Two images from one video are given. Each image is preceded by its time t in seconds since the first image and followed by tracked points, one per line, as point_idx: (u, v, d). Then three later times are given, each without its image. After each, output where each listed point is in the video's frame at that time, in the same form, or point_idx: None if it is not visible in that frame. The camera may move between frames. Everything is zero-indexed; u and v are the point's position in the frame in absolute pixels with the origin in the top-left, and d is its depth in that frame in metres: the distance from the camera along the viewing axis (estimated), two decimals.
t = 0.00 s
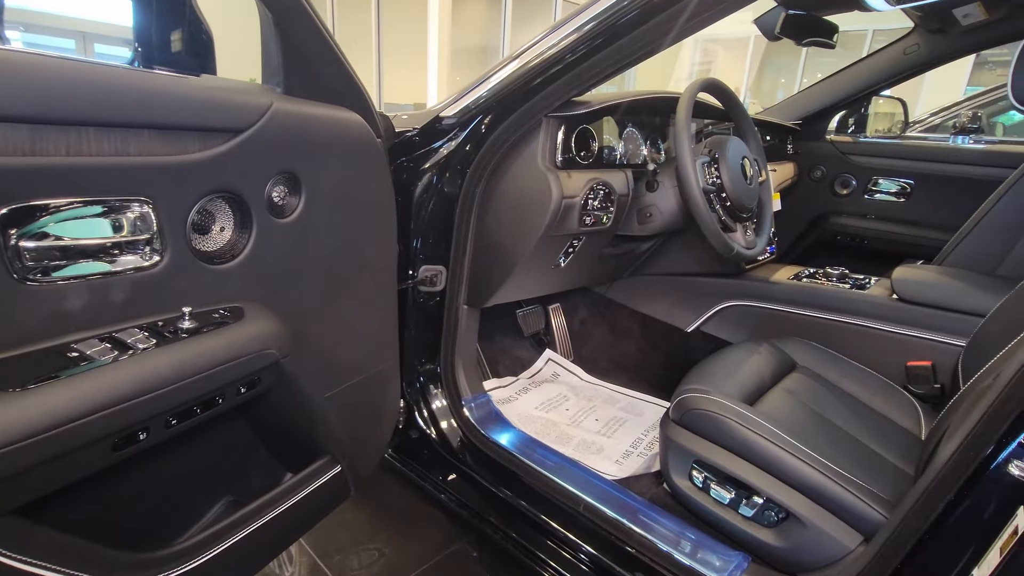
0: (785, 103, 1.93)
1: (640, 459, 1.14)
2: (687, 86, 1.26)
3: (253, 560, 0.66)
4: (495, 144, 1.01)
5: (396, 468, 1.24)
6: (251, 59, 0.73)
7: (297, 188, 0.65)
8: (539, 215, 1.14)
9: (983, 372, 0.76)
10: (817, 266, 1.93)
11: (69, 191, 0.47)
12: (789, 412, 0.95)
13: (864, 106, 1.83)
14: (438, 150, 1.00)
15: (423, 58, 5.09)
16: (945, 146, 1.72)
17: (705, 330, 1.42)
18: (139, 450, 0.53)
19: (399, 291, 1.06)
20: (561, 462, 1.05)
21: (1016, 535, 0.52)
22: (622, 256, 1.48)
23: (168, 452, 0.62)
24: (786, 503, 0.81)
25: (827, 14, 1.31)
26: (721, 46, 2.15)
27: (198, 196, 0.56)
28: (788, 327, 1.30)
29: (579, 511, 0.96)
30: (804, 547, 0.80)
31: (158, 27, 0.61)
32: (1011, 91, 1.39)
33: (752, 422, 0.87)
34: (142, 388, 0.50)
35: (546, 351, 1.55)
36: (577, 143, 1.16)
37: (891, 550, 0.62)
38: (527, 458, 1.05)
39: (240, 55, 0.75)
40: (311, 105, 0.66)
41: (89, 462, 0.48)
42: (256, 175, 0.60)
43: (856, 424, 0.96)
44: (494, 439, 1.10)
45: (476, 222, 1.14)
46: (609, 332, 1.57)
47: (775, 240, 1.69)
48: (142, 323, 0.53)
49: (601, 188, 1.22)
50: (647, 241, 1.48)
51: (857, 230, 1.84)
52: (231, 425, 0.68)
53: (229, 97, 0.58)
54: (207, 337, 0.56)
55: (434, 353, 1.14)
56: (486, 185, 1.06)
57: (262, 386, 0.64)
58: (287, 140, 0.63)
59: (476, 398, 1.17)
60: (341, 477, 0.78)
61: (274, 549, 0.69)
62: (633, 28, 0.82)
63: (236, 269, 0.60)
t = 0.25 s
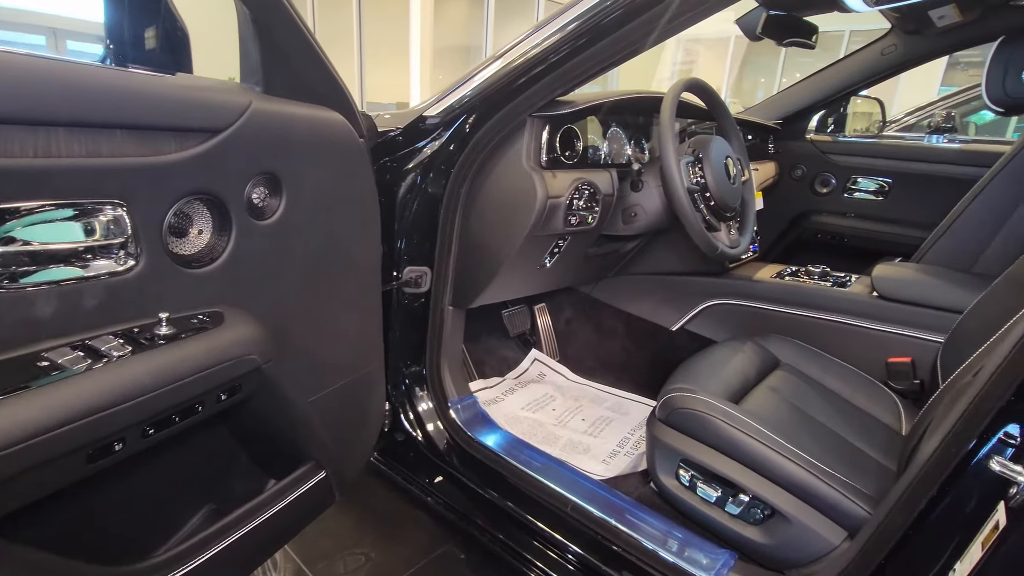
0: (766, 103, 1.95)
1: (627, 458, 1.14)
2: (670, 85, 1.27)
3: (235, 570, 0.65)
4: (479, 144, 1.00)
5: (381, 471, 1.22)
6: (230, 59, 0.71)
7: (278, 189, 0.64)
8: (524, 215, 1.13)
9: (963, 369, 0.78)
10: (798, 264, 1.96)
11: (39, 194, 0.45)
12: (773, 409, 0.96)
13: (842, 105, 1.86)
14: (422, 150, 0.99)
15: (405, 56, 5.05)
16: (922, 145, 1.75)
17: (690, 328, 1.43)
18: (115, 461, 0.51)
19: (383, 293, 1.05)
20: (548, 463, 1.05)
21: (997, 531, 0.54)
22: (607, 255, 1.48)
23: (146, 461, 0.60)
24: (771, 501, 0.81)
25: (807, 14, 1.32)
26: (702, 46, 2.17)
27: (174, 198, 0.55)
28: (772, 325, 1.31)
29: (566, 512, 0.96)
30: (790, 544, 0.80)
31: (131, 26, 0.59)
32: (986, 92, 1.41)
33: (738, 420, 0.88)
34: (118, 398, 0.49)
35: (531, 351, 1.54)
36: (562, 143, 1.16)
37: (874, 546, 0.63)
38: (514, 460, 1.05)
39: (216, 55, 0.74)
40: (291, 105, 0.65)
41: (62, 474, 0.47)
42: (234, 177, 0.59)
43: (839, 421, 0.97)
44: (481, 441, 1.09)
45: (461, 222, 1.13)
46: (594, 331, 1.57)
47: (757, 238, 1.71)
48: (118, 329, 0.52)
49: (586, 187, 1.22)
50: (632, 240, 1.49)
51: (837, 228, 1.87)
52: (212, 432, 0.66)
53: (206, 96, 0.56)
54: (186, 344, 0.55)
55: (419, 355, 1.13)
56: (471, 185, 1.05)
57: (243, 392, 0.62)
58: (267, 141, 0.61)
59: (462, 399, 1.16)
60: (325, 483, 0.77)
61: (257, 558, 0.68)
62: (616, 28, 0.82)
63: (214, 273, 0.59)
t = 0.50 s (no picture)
0: (745, 103, 1.97)
1: (612, 457, 1.14)
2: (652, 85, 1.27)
3: None
4: (461, 143, 1.00)
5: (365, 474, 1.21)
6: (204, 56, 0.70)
7: (255, 190, 0.62)
8: (507, 215, 1.13)
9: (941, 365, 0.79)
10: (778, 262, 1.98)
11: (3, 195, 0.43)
12: (756, 407, 0.97)
13: (820, 105, 1.88)
14: (403, 150, 0.98)
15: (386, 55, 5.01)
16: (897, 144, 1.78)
17: (673, 327, 1.44)
18: (86, 471, 0.50)
19: (365, 294, 1.04)
20: (533, 463, 1.05)
21: (977, 524, 0.56)
22: (591, 254, 1.48)
23: (120, 469, 0.59)
24: (755, 498, 0.82)
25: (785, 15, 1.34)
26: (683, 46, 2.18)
27: (147, 199, 0.53)
28: (754, 323, 1.32)
29: (552, 513, 0.95)
30: (774, 540, 0.81)
31: (101, 20, 0.57)
32: (959, 92, 1.44)
33: (722, 418, 0.88)
34: (88, 407, 0.47)
35: (516, 351, 1.54)
36: (545, 142, 1.15)
37: (855, 540, 0.64)
38: (499, 461, 1.04)
39: (189, 52, 0.72)
40: (268, 105, 0.63)
41: (30, 486, 0.45)
42: (209, 177, 0.57)
43: (820, 417, 0.98)
44: (466, 443, 1.08)
45: (444, 222, 1.12)
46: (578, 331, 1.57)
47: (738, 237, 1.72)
48: (88, 335, 0.50)
49: (569, 187, 1.22)
50: (615, 239, 1.49)
51: (816, 226, 1.89)
52: (189, 439, 0.65)
53: (180, 94, 0.54)
54: (160, 350, 0.54)
55: (403, 357, 1.12)
56: (453, 186, 1.06)
57: (221, 398, 0.61)
58: (244, 140, 0.60)
59: (446, 401, 1.15)
60: (307, 489, 0.75)
61: (237, 566, 0.66)
62: (597, 27, 0.81)
63: (190, 277, 0.57)
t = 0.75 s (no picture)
0: (723, 104, 1.99)
1: (596, 458, 1.14)
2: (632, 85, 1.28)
3: None
4: (442, 144, 0.99)
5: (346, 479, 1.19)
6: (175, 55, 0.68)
7: (230, 193, 0.61)
8: (489, 216, 1.12)
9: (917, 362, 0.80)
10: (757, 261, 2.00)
11: None
12: (738, 405, 0.98)
13: (797, 106, 1.91)
14: (383, 151, 0.97)
15: (365, 54, 4.97)
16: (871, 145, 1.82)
17: (655, 327, 1.44)
18: (53, 486, 0.49)
19: (345, 298, 1.02)
20: (517, 466, 1.04)
21: (954, 520, 0.55)
22: (573, 255, 1.49)
23: (91, 482, 0.57)
24: (738, 496, 0.83)
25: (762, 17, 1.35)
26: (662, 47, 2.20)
27: (116, 203, 0.51)
28: (734, 322, 1.34)
29: (537, 515, 0.95)
30: (755, 538, 0.82)
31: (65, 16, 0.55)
32: (930, 94, 1.47)
33: (704, 418, 0.88)
34: (54, 420, 0.46)
35: (499, 353, 1.53)
36: (526, 143, 1.15)
37: (835, 537, 0.64)
38: (483, 464, 1.04)
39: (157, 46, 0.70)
40: (243, 104, 0.62)
41: None
42: (182, 179, 0.56)
43: (800, 415, 0.99)
44: (449, 446, 1.07)
45: (425, 224, 1.11)
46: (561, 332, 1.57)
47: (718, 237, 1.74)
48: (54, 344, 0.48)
49: (551, 188, 1.21)
50: (597, 240, 1.49)
51: (794, 226, 1.92)
52: (163, 449, 0.63)
53: (151, 94, 0.53)
54: (130, 359, 0.52)
55: (385, 360, 1.11)
56: (434, 187, 1.04)
57: (196, 407, 0.59)
58: (218, 142, 0.58)
59: (429, 404, 1.14)
60: (286, 497, 0.74)
61: None
62: (577, 28, 0.81)
63: (162, 282, 0.56)
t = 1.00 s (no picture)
0: (702, 104, 2.01)
1: (581, 458, 1.14)
2: (614, 86, 1.28)
3: None
4: (424, 145, 0.98)
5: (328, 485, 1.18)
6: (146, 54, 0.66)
7: (206, 194, 0.59)
8: (472, 217, 1.11)
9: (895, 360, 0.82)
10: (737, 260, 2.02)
11: None
12: (720, 404, 0.98)
13: (774, 107, 1.94)
14: (363, 151, 0.95)
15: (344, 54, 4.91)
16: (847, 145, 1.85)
17: (638, 327, 1.45)
18: (20, 501, 0.47)
19: (326, 301, 1.01)
20: (502, 468, 1.03)
21: (932, 515, 0.55)
22: (556, 255, 1.48)
23: (60, 495, 0.55)
24: (722, 495, 0.83)
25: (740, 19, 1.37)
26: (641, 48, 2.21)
27: (86, 207, 0.50)
28: (716, 321, 1.35)
29: (523, 518, 0.95)
30: (739, 536, 0.82)
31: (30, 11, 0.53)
32: (903, 95, 1.50)
33: (687, 417, 0.89)
34: (21, 434, 0.44)
35: (482, 355, 1.53)
36: (507, 144, 1.15)
37: (818, 534, 0.65)
38: (468, 466, 1.03)
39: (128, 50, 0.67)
40: (218, 104, 0.60)
41: None
42: (155, 181, 0.54)
43: (781, 413, 1.01)
44: (433, 449, 1.06)
45: (406, 226, 1.10)
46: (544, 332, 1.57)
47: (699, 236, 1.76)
48: (20, 353, 0.47)
49: (533, 189, 1.21)
50: (579, 240, 1.50)
51: (772, 226, 1.95)
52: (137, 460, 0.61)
53: (121, 94, 0.51)
54: (102, 368, 0.50)
55: (367, 364, 1.09)
56: (415, 188, 1.03)
57: (172, 416, 0.58)
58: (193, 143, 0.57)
59: (412, 407, 1.13)
60: (265, 506, 0.72)
61: None
62: (556, 30, 0.81)
63: (135, 288, 0.54)
